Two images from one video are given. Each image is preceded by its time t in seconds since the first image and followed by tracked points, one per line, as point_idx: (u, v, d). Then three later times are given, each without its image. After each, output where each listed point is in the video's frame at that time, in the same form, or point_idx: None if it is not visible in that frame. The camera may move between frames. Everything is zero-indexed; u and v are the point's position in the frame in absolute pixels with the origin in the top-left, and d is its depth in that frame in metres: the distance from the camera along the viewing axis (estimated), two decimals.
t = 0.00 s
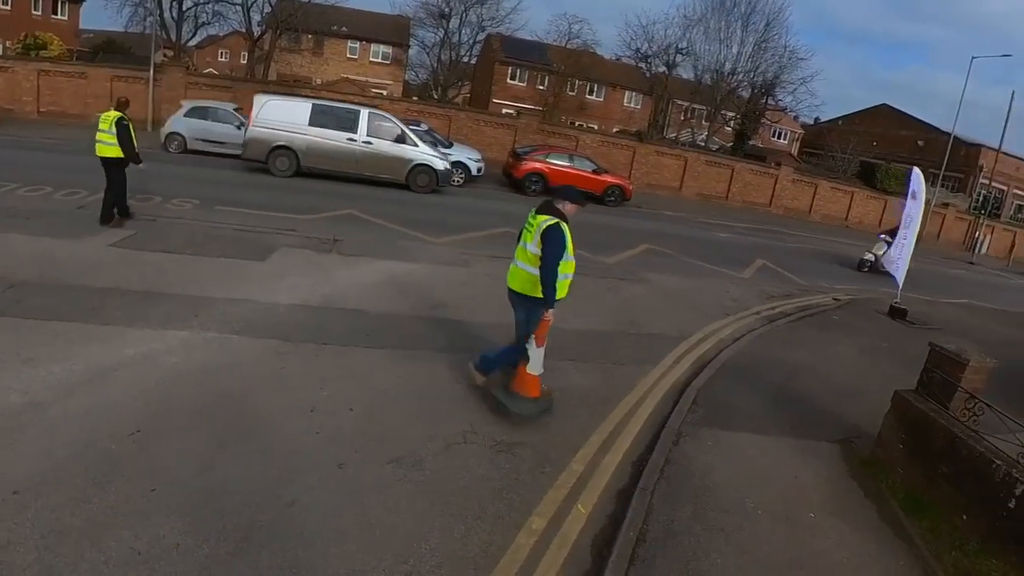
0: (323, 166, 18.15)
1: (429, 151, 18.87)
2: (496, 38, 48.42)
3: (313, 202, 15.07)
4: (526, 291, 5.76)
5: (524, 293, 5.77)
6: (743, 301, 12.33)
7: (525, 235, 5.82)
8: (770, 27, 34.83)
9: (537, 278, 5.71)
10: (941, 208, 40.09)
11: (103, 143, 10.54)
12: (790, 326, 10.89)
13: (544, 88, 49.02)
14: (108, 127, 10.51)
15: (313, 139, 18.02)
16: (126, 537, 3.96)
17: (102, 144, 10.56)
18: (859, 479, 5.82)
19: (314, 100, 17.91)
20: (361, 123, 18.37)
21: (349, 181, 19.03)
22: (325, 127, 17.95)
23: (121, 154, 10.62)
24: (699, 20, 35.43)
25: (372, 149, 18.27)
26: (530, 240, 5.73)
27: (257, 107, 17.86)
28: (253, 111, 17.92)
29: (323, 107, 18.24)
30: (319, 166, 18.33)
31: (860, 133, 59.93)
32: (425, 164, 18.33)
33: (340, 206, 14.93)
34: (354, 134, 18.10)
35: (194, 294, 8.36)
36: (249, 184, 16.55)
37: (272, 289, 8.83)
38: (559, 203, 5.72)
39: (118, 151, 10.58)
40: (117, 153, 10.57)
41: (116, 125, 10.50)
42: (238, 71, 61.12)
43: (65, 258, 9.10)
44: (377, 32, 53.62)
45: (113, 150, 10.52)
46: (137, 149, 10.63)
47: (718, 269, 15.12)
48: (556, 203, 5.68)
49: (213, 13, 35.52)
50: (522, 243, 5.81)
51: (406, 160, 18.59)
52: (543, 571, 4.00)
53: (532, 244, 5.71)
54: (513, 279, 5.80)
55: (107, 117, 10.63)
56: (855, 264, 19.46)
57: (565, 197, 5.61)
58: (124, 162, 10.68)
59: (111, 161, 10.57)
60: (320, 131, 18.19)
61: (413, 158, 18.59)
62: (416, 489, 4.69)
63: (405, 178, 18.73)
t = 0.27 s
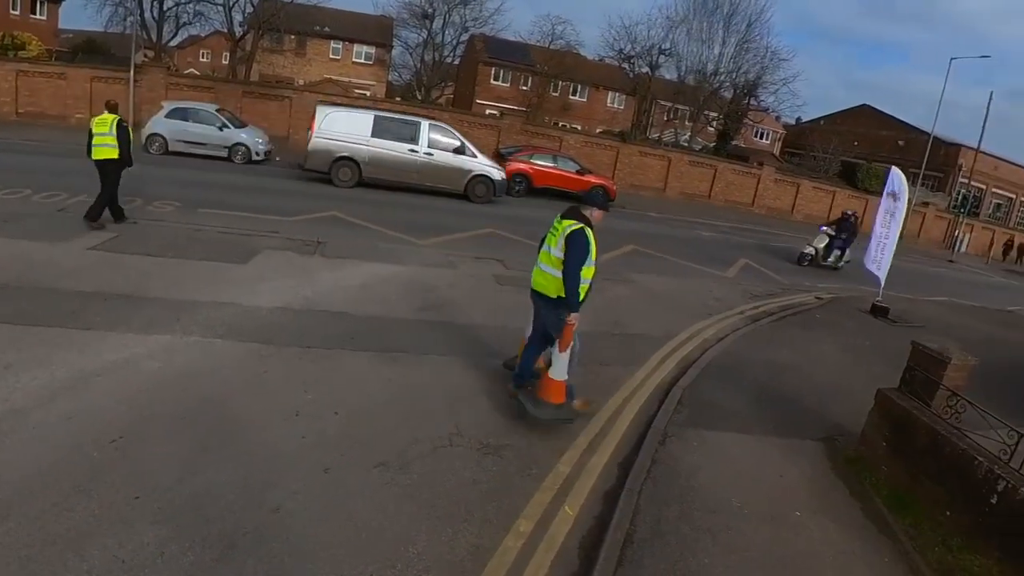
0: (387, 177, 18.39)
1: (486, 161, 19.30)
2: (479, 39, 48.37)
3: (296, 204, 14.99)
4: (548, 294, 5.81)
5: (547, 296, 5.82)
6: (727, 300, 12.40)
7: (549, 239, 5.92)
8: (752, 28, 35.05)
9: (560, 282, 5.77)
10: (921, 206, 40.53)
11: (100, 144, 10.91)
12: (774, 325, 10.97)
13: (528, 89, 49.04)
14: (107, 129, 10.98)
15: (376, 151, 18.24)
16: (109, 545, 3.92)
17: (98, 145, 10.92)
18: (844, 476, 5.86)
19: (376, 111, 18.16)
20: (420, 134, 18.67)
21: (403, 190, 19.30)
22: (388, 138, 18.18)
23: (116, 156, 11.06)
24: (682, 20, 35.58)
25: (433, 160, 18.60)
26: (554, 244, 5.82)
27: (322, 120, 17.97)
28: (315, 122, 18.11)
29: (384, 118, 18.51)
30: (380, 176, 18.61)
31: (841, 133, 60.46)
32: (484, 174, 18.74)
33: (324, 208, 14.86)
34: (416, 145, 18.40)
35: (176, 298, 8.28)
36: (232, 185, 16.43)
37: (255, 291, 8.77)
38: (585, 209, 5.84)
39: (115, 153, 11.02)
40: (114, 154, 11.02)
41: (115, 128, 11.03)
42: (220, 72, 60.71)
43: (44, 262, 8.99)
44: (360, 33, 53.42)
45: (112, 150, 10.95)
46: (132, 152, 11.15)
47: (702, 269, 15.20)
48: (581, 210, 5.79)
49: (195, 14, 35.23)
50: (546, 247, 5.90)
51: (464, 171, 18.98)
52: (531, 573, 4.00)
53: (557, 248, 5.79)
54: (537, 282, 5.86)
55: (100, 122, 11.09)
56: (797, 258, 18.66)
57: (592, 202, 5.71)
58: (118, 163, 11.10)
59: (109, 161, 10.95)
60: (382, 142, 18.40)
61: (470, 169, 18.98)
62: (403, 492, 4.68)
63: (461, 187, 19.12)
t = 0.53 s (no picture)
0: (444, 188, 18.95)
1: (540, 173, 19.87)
2: (462, 40, 48.30)
3: (279, 206, 14.88)
4: (576, 302, 5.87)
5: (573, 303, 5.88)
6: (710, 301, 12.44)
7: (571, 246, 5.96)
8: (734, 29, 35.25)
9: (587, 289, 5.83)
10: (901, 205, 40.93)
11: (96, 146, 10.96)
12: (757, 325, 11.02)
13: (511, 89, 49.02)
14: (103, 130, 10.98)
15: (436, 162, 18.84)
16: (91, 556, 3.86)
17: (95, 147, 10.98)
18: (828, 475, 5.89)
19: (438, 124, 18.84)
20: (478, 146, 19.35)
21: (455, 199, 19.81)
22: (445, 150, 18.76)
23: (111, 156, 11.08)
24: (664, 21, 35.70)
25: (490, 171, 19.21)
26: (579, 253, 5.87)
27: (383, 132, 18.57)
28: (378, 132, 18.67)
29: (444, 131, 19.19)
30: (440, 187, 19.22)
31: (822, 133, 60.94)
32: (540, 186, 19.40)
33: (307, 210, 14.78)
34: (474, 157, 19.06)
35: (156, 303, 8.18)
36: (213, 188, 16.27)
37: (237, 295, 8.70)
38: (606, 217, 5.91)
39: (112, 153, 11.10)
40: (108, 155, 11.05)
41: (109, 128, 11.02)
42: (201, 72, 60.21)
43: (22, 267, 8.87)
44: (342, 33, 53.15)
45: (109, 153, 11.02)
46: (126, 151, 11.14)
47: (685, 269, 15.25)
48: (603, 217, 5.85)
49: (175, 13, 34.88)
50: (569, 254, 5.95)
51: (519, 183, 19.54)
52: None
53: (582, 257, 5.84)
54: (561, 289, 5.90)
55: (93, 121, 11.07)
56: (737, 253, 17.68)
57: (614, 210, 5.77)
58: (112, 164, 11.13)
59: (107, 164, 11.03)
60: (441, 155, 18.99)
61: (526, 180, 19.56)
62: (387, 498, 4.65)
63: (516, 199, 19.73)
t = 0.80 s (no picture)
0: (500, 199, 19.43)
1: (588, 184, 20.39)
2: (445, 40, 48.24)
3: (260, 208, 14.77)
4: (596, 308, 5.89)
5: (595, 310, 5.90)
6: (694, 301, 12.48)
7: (582, 254, 5.93)
8: (717, 30, 35.44)
9: (607, 295, 5.88)
10: (882, 205, 41.30)
11: (88, 150, 10.95)
12: (740, 325, 11.07)
13: (495, 90, 49.01)
14: (97, 134, 10.98)
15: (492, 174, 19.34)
16: (69, 567, 3.80)
17: (86, 151, 10.96)
18: (811, 474, 5.92)
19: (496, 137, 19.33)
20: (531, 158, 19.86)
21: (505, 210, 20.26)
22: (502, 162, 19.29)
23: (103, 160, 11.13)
24: (647, 22, 35.83)
25: (543, 182, 19.72)
26: (595, 260, 5.85)
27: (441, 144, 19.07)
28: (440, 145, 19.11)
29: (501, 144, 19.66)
30: (497, 198, 19.68)
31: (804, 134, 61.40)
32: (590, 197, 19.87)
33: (289, 212, 14.69)
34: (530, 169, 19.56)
35: (136, 307, 8.09)
36: (194, 190, 16.13)
37: (218, 299, 8.62)
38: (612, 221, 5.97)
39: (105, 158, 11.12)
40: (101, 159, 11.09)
41: (103, 132, 11.04)
42: (182, 73, 59.72)
43: None
44: (324, 34, 52.92)
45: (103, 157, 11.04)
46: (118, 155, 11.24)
47: (669, 270, 15.29)
48: (612, 222, 5.91)
49: (156, 14, 34.56)
50: (581, 260, 5.93)
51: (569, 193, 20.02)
52: None
53: (599, 263, 5.84)
54: (581, 297, 5.88)
55: (85, 124, 11.02)
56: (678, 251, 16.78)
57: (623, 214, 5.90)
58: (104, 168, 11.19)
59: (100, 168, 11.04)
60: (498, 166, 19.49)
61: (576, 191, 20.05)
62: (371, 502, 4.62)
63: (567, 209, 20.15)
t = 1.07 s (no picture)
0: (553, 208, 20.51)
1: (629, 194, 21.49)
2: (428, 41, 48.12)
3: (240, 209, 14.62)
4: (608, 310, 5.98)
5: (607, 311, 5.99)
6: (677, 301, 12.50)
7: (587, 257, 5.99)
8: (699, 31, 35.58)
9: (616, 296, 6.00)
10: (863, 205, 41.62)
11: (75, 150, 10.81)
12: (723, 324, 11.09)
13: (478, 91, 48.96)
14: (86, 135, 10.88)
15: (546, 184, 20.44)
16: None
17: (72, 151, 10.82)
18: (794, 473, 5.91)
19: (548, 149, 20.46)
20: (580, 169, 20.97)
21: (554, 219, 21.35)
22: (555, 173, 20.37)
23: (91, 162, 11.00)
24: (630, 23, 35.90)
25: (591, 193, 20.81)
26: (602, 262, 5.94)
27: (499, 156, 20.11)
28: (497, 157, 20.16)
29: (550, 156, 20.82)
30: (548, 207, 20.84)
31: (786, 134, 61.80)
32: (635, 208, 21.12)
33: (270, 213, 14.55)
34: (579, 180, 20.67)
35: (113, 310, 7.96)
36: (173, 191, 15.95)
37: (197, 301, 8.50)
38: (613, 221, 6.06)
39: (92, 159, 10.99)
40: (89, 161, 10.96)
41: (92, 133, 10.94)
42: (163, 73, 59.15)
43: None
44: (306, 34, 52.62)
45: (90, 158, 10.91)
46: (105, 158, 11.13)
47: (652, 270, 15.29)
48: (614, 223, 6.00)
49: (135, 13, 34.18)
50: (589, 263, 5.97)
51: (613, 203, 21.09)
52: None
53: (606, 265, 5.94)
54: (594, 300, 5.94)
55: (72, 125, 10.86)
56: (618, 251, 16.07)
57: (623, 214, 5.99)
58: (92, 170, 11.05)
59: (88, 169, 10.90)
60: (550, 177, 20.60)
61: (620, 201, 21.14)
62: (350, 508, 4.56)
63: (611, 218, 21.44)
